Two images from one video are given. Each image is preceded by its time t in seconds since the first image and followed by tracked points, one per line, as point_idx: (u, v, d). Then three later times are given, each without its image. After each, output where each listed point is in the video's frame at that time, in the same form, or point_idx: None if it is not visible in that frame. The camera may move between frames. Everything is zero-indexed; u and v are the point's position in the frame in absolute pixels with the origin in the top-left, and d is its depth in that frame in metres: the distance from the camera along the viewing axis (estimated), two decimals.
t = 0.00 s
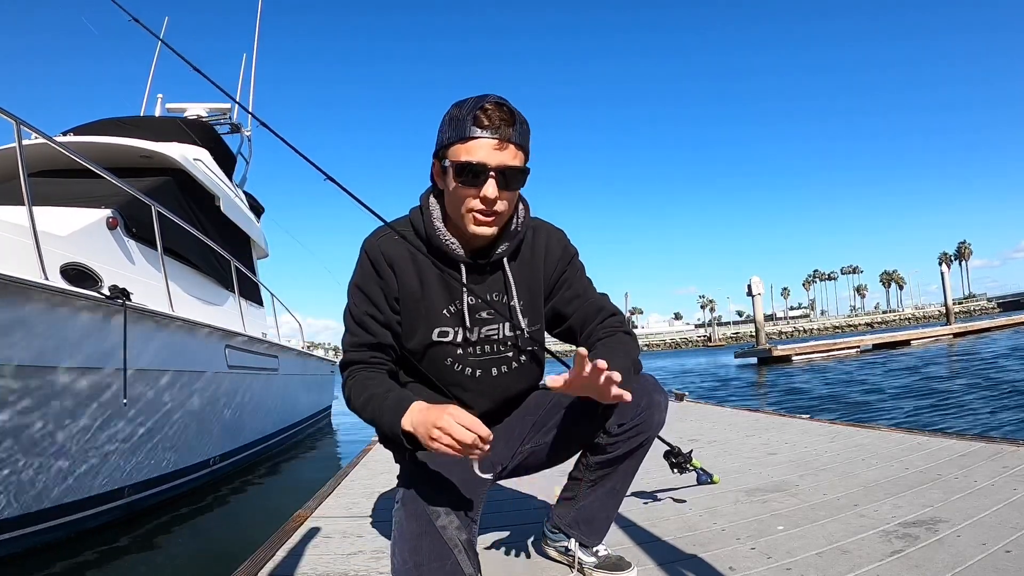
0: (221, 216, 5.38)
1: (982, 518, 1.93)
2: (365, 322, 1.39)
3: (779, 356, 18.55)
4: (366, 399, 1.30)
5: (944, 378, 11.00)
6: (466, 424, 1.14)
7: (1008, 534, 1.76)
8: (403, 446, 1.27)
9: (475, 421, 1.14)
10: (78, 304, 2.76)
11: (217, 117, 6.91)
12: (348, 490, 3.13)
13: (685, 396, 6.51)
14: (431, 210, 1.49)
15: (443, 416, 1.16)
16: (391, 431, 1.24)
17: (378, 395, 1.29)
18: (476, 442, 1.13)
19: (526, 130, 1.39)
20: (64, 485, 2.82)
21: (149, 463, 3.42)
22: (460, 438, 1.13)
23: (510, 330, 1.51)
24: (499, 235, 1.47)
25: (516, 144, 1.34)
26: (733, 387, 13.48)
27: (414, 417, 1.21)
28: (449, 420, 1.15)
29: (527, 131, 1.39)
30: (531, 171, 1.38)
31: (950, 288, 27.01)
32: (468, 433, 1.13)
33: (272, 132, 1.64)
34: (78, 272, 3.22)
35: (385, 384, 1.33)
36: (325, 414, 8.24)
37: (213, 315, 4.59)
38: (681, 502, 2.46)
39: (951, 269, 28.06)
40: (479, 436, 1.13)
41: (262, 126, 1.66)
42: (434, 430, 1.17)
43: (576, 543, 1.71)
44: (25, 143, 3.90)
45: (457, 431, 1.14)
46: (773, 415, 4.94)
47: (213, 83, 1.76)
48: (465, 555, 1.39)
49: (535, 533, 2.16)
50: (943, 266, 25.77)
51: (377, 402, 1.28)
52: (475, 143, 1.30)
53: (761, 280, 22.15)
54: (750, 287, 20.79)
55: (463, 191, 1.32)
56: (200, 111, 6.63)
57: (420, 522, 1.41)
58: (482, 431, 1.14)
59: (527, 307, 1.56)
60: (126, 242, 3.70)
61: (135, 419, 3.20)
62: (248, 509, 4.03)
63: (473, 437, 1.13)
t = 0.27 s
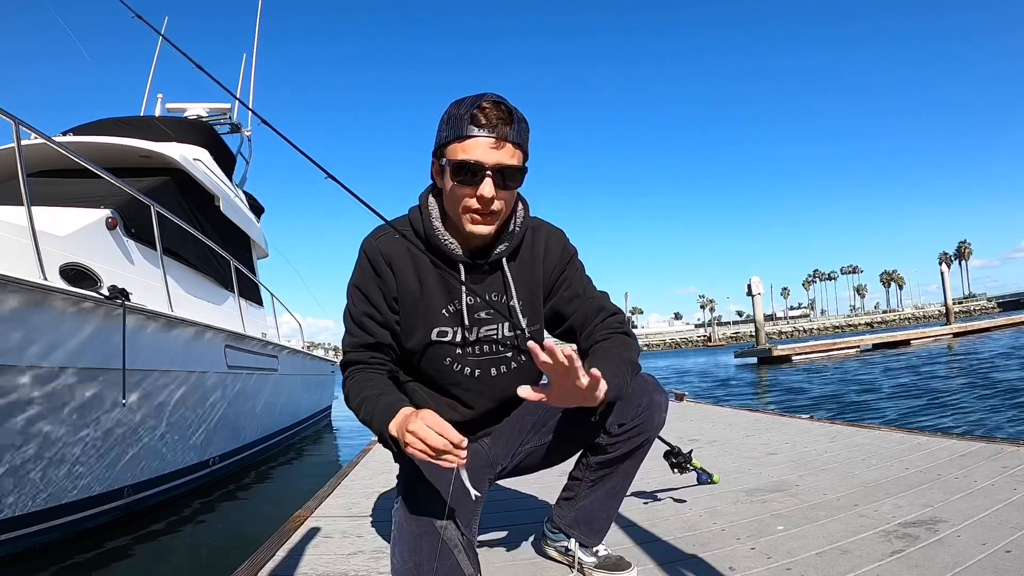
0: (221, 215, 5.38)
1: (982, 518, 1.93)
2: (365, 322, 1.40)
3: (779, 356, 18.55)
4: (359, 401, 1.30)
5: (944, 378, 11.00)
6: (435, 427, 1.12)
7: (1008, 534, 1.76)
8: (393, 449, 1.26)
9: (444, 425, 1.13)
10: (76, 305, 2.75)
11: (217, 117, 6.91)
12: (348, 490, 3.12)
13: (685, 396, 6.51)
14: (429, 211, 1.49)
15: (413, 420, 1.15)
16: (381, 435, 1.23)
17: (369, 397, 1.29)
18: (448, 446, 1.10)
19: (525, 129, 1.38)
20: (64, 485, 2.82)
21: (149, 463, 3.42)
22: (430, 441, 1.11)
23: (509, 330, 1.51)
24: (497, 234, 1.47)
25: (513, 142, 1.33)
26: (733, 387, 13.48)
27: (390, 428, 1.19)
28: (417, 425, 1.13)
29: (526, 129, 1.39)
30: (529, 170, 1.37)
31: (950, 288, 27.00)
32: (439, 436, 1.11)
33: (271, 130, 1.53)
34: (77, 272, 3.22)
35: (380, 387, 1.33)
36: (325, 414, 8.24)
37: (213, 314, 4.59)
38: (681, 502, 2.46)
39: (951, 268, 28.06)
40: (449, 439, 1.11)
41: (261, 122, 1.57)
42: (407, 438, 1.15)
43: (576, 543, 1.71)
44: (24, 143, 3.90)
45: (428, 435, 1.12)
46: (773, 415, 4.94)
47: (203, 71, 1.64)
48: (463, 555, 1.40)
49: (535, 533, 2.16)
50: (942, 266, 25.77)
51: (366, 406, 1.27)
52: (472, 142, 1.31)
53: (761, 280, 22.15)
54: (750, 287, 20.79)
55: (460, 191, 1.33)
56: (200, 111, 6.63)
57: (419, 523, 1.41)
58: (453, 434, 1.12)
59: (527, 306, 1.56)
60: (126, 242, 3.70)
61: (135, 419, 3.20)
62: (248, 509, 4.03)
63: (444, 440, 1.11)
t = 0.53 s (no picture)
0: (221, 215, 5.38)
1: (982, 518, 1.92)
2: (363, 322, 1.41)
3: (779, 355, 18.54)
4: (353, 399, 1.31)
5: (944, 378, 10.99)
6: (384, 440, 1.16)
7: (1008, 534, 1.76)
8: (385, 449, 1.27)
9: (391, 436, 1.17)
10: (75, 305, 2.75)
11: (217, 117, 6.91)
12: (348, 490, 3.12)
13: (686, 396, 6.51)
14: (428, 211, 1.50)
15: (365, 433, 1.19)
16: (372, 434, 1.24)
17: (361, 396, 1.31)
18: (395, 459, 1.14)
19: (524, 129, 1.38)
20: (63, 485, 2.82)
21: (149, 463, 3.42)
22: (378, 454, 1.15)
23: (508, 330, 1.51)
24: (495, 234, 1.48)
25: (510, 143, 1.33)
26: (733, 387, 13.47)
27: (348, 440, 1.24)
28: (367, 438, 1.17)
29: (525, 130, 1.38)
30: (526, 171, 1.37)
31: (950, 287, 27.00)
32: (387, 449, 1.15)
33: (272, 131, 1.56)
34: (77, 272, 3.23)
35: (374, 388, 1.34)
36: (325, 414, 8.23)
37: (213, 314, 4.59)
38: (681, 502, 2.46)
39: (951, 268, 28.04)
40: (395, 452, 1.15)
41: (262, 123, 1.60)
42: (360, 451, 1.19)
43: (576, 543, 1.71)
44: (24, 143, 3.90)
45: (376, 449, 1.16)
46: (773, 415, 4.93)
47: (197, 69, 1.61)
48: (464, 556, 1.40)
49: (535, 533, 2.16)
50: (943, 266, 25.75)
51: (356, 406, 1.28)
52: (469, 142, 1.30)
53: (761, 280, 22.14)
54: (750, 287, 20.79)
55: (457, 191, 1.33)
56: (200, 111, 6.63)
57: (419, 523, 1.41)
58: (401, 447, 1.15)
59: (526, 306, 1.56)
60: (126, 242, 3.70)
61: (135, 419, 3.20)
62: (248, 509, 4.03)
63: (391, 454, 1.14)
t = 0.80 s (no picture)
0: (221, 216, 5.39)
1: (982, 518, 1.92)
2: (363, 324, 1.40)
3: (779, 355, 18.54)
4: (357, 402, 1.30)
5: (943, 378, 10.99)
6: (408, 434, 1.14)
7: (1008, 534, 1.76)
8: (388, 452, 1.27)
9: (415, 430, 1.14)
10: (75, 305, 2.74)
11: (217, 117, 6.91)
12: (348, 490, 3.12)
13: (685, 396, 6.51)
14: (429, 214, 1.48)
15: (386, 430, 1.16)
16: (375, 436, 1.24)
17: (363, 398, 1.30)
18: (423, 451, 1.11)
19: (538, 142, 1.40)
20: (64, 485, 2.82)
21: (149, 463, 3.42)
22: (404, 449, 1.12)
23: (508, 331, 1.51)
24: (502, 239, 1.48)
25: (530, 155, 1.34)
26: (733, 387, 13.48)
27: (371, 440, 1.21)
28: (391, 434, 1.14)
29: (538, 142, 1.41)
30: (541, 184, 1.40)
31: (950, 287, 26.99)
32: (413, 442, 1.12)
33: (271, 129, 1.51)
34: (76, 272, 3.22)
35: (376, 390, 1.33)
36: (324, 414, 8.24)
37: (212, 314, 4.60)
38: (681, 502, 2.46)
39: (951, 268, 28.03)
40: (421, 445, 1.12)
41: (260, 122, 1.58)
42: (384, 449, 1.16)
43: (576, 543, 1.71)
44: (24, 143, 3.90)
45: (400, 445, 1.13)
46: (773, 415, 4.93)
47: (196, 70, 1.63)
48: (464, 557, 1.40)
49: (536, 533, 2.16)
50: (943, 266, 25.74)
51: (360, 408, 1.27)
52: (495, 155, 1.29)
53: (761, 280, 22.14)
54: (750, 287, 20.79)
55: (479, 202, 1.32)
56: (200, 111, 6.63)
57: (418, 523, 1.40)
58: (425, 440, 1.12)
59: (526, 308, 1.56)
60: (125, 242, 3.70)
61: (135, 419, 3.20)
62: (248, 509, 4.03)
63: (418, 447, 1.11)
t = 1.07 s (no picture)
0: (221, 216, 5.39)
1: (982, 518, 1.92)
2: (364, 325, 1.39)
3: (779, 355, 18.54)
4: (359, 403, 1.29)
5: (943, 378, 10.99)
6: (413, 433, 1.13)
7: (1008, 534, 1.76)
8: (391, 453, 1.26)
9: (422, 429, 1.13)
10: (74, 305, 2.74)
11: (217, 117, 6.91)
12: (348, 490, 3.12)
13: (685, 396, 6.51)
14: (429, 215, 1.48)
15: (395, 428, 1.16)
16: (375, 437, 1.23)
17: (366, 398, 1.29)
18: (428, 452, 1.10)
19: (534, 141, 1.38)
20: (64, 485, 2.82)
21: (149, 463, 3.41)
22: (412, 448, 1.12)
23: (508, 331, 1.51)
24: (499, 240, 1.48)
25: (525, 156, 1.33)
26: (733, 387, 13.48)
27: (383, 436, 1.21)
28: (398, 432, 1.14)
29: (535, 141, 1.38)
30: (537, 183, 1.38)
31: (949, 287, 26.99)
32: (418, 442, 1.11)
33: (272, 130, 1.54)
34: (76, 272, 3.22)
35: (377, 390, 1.33)
36: (324, 414, 8.24)
37: (212, 314, 4.60)
38: (681, 502, 2.46)
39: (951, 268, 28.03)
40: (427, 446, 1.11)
41: (261, 122, 1.60)
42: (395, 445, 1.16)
43: (576, 543, 1.70)
44: (23, 143, 3.90)
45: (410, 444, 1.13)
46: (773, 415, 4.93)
47: (200, 73, 1.79)
48: (464, 557, 1.40)
49: (536, 533, 2.16)
50: (942, 266, 25.75)
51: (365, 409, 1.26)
52: (485, 155, 1.29)
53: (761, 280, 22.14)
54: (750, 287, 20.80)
55: (470, 203, 1.32)
56: (200, 111, 6.63)
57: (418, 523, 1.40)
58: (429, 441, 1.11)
59: (526, 307, 1.56)
60: (125, 242, 3.70)
61: (135, 419, 3.20)
62: (248, 509, 4.03)
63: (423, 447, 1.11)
